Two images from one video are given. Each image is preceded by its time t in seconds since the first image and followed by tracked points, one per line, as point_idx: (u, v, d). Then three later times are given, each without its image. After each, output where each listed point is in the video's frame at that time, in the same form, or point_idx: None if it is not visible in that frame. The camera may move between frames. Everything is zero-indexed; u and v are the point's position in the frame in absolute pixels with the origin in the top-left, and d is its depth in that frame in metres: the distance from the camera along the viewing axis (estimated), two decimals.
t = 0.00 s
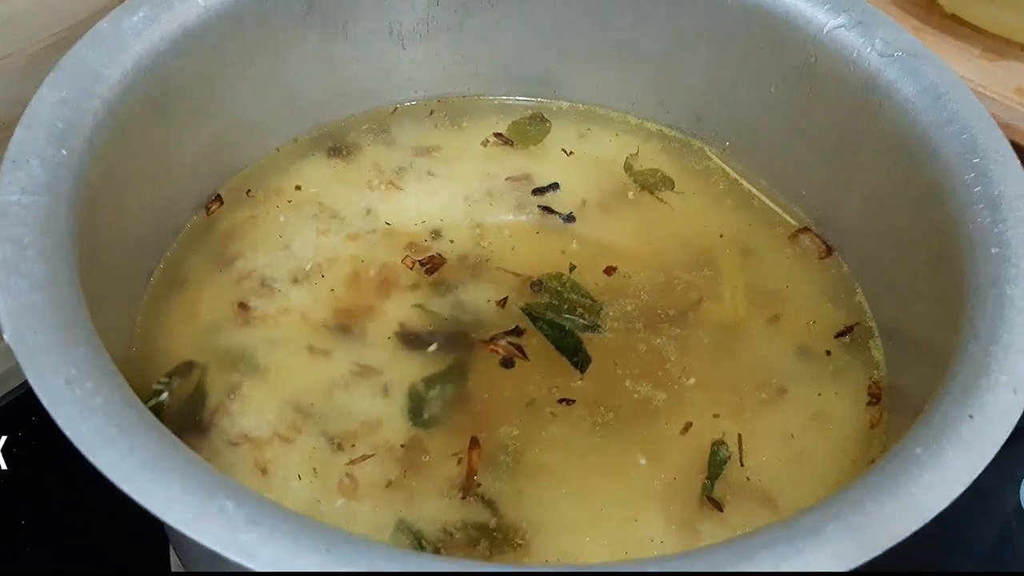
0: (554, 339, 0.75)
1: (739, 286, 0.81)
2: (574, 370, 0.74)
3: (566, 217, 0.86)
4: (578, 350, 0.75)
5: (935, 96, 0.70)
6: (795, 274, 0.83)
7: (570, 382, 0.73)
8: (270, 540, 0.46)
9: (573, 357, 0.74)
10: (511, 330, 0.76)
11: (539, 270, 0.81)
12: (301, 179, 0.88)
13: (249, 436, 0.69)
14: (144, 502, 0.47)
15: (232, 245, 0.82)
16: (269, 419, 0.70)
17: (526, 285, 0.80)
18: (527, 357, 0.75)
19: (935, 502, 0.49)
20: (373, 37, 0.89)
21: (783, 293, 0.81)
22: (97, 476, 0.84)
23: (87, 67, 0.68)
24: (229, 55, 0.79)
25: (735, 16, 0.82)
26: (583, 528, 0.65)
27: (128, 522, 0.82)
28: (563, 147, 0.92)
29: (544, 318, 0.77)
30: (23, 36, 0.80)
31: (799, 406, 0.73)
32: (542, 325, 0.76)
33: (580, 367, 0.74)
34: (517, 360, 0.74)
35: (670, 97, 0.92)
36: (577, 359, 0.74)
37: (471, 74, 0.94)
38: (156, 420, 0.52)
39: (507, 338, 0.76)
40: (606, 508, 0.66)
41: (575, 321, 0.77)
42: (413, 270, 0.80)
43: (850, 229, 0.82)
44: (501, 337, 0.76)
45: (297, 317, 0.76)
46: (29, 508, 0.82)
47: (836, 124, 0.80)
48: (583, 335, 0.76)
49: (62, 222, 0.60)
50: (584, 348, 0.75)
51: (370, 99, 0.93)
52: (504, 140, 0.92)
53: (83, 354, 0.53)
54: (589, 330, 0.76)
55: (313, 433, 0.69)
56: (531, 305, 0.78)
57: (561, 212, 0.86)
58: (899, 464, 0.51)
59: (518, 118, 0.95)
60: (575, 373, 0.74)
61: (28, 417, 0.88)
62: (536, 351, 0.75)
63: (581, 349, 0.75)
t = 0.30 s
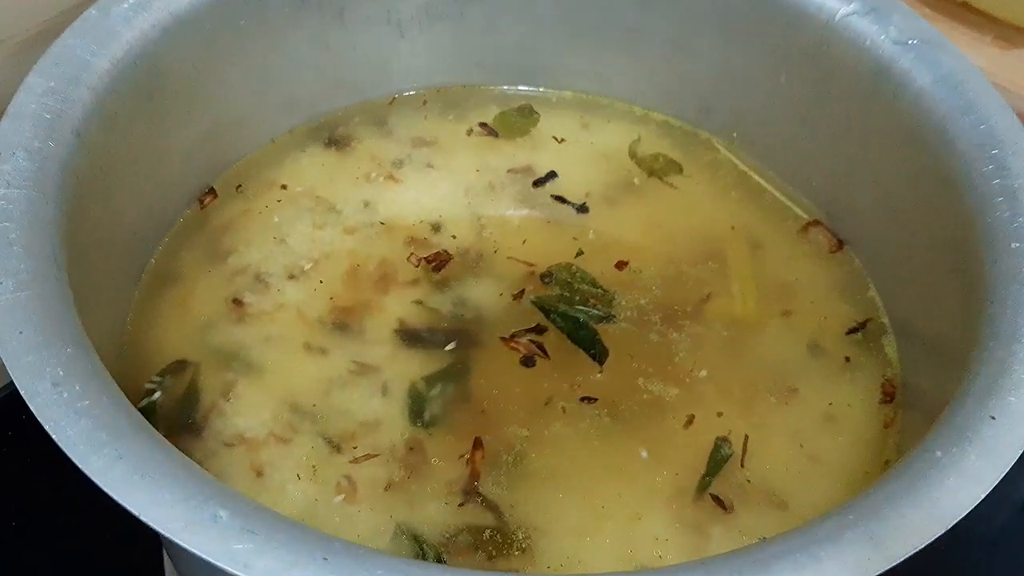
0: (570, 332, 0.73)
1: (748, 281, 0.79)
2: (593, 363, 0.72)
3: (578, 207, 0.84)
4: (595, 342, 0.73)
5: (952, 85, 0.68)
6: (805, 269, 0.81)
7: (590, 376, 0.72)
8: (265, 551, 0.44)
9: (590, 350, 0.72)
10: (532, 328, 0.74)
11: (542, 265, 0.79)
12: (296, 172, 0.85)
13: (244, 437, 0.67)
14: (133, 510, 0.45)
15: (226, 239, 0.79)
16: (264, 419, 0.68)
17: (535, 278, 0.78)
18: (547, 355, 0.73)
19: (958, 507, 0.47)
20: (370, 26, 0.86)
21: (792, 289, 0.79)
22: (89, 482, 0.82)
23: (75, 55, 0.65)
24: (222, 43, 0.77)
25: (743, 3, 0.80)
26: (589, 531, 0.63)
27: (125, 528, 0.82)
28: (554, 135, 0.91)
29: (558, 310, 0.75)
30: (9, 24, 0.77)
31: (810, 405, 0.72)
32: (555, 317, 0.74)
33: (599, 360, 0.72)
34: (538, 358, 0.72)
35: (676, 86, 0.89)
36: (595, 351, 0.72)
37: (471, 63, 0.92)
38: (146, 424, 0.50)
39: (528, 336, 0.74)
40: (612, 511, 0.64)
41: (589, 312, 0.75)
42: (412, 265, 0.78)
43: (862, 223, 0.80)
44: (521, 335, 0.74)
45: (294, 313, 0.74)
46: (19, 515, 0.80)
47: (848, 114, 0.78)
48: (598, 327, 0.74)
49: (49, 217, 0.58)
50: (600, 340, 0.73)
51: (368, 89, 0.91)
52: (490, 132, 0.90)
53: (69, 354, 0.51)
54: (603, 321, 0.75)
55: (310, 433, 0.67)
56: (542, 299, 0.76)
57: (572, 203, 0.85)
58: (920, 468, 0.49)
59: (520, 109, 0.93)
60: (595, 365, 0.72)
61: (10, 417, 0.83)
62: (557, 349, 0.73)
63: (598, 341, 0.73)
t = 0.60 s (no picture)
0: (584, 316, 0.72)
1: (753, 268, 0.78)
2: (610, 347, 0.71)
3: (589, 188, 0.83)
4: (610, 325, 0.72)
5: (963, 68, 0.67)
6: (811, 256, 0.79)
7: (607, 360, 0.71)
8: (264, 548, 0.43)
9: (605, 333, 0.72)
10: (552, 317, 0.73)
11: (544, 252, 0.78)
12: (294, 158, 0.84)
13: (242, 429, 0.66)
14: (128, 507, 0.44)
15: (222, 227, 0.78)
16: (262, 409, 0.67)
17: (545, 263, 0.77)
18: (567, 344, 0.71)
19: (972, 501, 0.46)
20: (369, 8, 0.85)
21: (798, 275, 0.78)
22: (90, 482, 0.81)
23: (67, 39, 0.64)
24: (216, 26, 0.75)
25: None
26: (593, 524, 0.62)
27: (128, 531, 0.80)
28: (544, 117, 0.89)
29: (571, 294, 0.74)
30: None
31: (817, 394, 0.71)
32: (568, 302, 0.73)
33: (616, 344, 0.72)
34: (557, 348, 0.71)
35: (680, 69, 0.88)
36: (611, 335, 0.72)
37: (472, 46, 0.90)
38: (142, 417, 0.49)
39: (548, 324, 0.72)
40: (616, 504, 0.63)
41: (602, 295, 0.74)
42: (412, 252, 0.77)
43: (870, 209, 0.79)
44: (541, 324, 0.72)
45: (292, 302, 0.73)
46: (18, 514, 0.79)
47: (857, 98, 0.77)
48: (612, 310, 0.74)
49: (41, 206, 0.56)
50: (615, 323, 0.73)
51: (366, 73, 0.89)
52: (477, 116, 0.88)
53: (63, 346, 0.50)
54: (617, 304, 0.74)
55: (309, 424, 0.66)
56: (553, 284, 0.75)
57: (583, 184, 0.84)
58: (933, 460, 0.48)
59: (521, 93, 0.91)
60: (612, 349, 0.71)
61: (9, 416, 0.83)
62: (578, 337, 0.72)
63: (612, 324, 0.72)
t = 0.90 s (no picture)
0: (597, 295, 0.72)
1: (758, 252, 0.77)
2: (625, 326, 0.71)
3: (595, 166, 0.82)
4: (624, 304, 0.71)
5: (973, 48, 0.65)
6: (817, 239, 0.78)
7: (623, 339, 0.70)
8: (263, 543, 0.42)
9: (620, 312, 0.71)
10: (572, 301, 0.72)
11: (545, 236, 0.77)
12: (289, 141, 0.82)
13: (239, 417, 0.65)
14: (123, 501, 0.43)
15: (218, 211, 0.77)
16: (260, 397, 0.66)
17: (553, 242, 0.76)
18: (587, 330, 0.70)
19: (987, 493, 0.45)
20: None
21: (804, 259, 0.77)
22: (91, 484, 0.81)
23: (56, 19, 0.62)
24: (209, 6, 0.74)
25: None
26: (597, 512, 0.61)
27: (130, 532, 0.79)
28: (532, 96, 0.88)
29: (584, 274, 0.73)
30: None
31: (824, 378, 0.69)
32: (580, 282, 0.72)
33: (632, 323, 0.71)
34: (576, 333, 0.70)
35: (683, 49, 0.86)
36: (625, 313, 0.71)
37: (471, 27, 0.89)
38: (136, 408, 0.47)
39: (567, 309, 0.71)
40: (620, 493, 0.62)
41: (614, 273, 0.73)
42: (411, 237, 0.76)
43: (878, 191, 0.78)
44: (560, 308, 0.71)
45: (289, 288, 0.72)
46: (20, 516, 0.79)
47: (865, 78, 0.75)
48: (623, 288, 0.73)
49: (32, 192, 0.55)
50: (629, 301, 0.72)
51: (364, 54, 0.87)
52: (461, 97, 0.87)
53: (54, 336, 0.49)
54: (629, 282, 0.73)
55: (308, 413, 0.65)
56: (564, 264, 0.74)
57: (589, 161, 0.83)
58: (946, 450, 0.47)
59: (521, 74, 0.90)
60: (628, 327, 0.71)
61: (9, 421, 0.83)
62: (597, 322, 0.71)
63: (627, 303, 0.71)
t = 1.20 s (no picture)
0: (608, 278, 0.71)
1: (763, 238, 0.76)
2: (639, 308, 0.70)
3: (600, 147, 0.81)
4: (636, 286, 0.71)
5: (981, 31, 0.64)
6: (821, 225, 0.77)
7: (638, 321, 0.70)
8: (260, 538, 0.41)
9: (632, 294, 0.71)
10: (589, 288, 0.71)
11: (547, 222, 0.76)
12: (286, 126, 0.81)
13: (236, 407, 0.64)
14: (118, 496, 0.42)
15: (214, 198, 0.76)
16: (257, 387, 0.65)
17: (560, 226, 0.75)
18: (604, 318, 0.70)
19: (999, 484, 0.44)
20: None
21: (809, 245, 0.76)
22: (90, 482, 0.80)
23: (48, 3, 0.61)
24: None
25: None
26: (600, 503, 0.60)
27: (129, 530, 0.79)
28: (519, 78, 0.86)
29: (594, 256, 0.72)
30: None
31: (830, 367, 0.69)
32: (589, 264, 0.72)
33: (645, 304, 0.70)
34: (593, 321, 0.69)
35: (686, 31, 0.85)
36: (637, 295, 0.71)
37: (470, 9, 0.88)
38: (131, 399, 0.46)
39: (584, 295, 0.71)
40: (623, 483, 0.61)
41: (623, 256, 0.73)
42: (410, 224, 0.75)
43: (884, 176, 0.77)
44: (577, 294, 0.71)
45: (286, 276, 0.71)
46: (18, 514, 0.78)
47: (872, 62, 0.74)
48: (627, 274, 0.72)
49: (24, 179, 0.54)
50: (640, 283, 0.72)
51: (362, 38, 0.86)
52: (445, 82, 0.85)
53: (46, 326, 0.48)
54: (639, 263, 0.73)
55: (306, 402, 0.64)
56: (573, 247, 0.73)
57: (595, 143, 0.82)
58: (957, 441, 0.46)
59: (521, 58, 0.89)
60: (641, 309, 0.70)
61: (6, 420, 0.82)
62: (613, 310, 0.70)
63: (638, 285, 0.71)
